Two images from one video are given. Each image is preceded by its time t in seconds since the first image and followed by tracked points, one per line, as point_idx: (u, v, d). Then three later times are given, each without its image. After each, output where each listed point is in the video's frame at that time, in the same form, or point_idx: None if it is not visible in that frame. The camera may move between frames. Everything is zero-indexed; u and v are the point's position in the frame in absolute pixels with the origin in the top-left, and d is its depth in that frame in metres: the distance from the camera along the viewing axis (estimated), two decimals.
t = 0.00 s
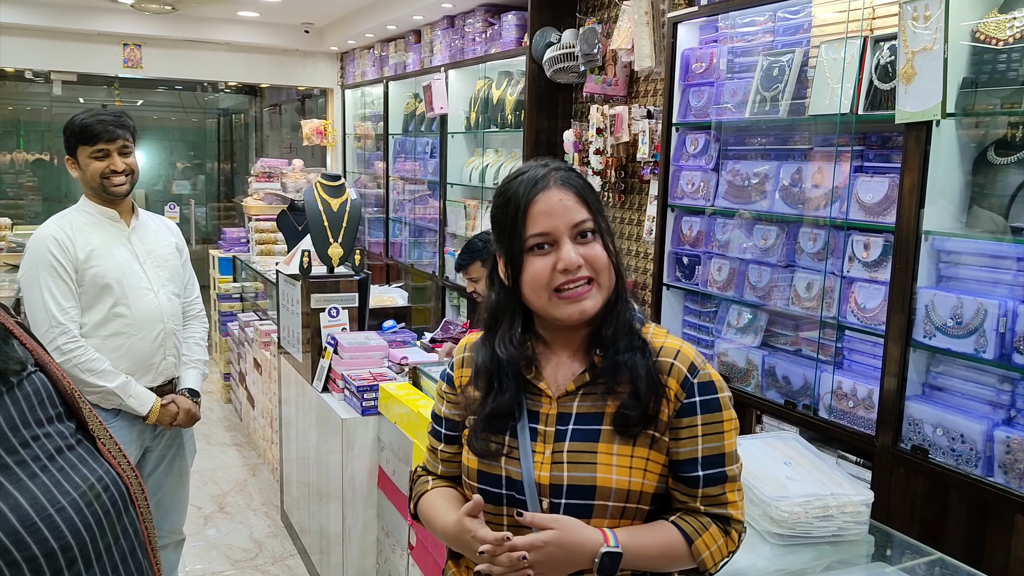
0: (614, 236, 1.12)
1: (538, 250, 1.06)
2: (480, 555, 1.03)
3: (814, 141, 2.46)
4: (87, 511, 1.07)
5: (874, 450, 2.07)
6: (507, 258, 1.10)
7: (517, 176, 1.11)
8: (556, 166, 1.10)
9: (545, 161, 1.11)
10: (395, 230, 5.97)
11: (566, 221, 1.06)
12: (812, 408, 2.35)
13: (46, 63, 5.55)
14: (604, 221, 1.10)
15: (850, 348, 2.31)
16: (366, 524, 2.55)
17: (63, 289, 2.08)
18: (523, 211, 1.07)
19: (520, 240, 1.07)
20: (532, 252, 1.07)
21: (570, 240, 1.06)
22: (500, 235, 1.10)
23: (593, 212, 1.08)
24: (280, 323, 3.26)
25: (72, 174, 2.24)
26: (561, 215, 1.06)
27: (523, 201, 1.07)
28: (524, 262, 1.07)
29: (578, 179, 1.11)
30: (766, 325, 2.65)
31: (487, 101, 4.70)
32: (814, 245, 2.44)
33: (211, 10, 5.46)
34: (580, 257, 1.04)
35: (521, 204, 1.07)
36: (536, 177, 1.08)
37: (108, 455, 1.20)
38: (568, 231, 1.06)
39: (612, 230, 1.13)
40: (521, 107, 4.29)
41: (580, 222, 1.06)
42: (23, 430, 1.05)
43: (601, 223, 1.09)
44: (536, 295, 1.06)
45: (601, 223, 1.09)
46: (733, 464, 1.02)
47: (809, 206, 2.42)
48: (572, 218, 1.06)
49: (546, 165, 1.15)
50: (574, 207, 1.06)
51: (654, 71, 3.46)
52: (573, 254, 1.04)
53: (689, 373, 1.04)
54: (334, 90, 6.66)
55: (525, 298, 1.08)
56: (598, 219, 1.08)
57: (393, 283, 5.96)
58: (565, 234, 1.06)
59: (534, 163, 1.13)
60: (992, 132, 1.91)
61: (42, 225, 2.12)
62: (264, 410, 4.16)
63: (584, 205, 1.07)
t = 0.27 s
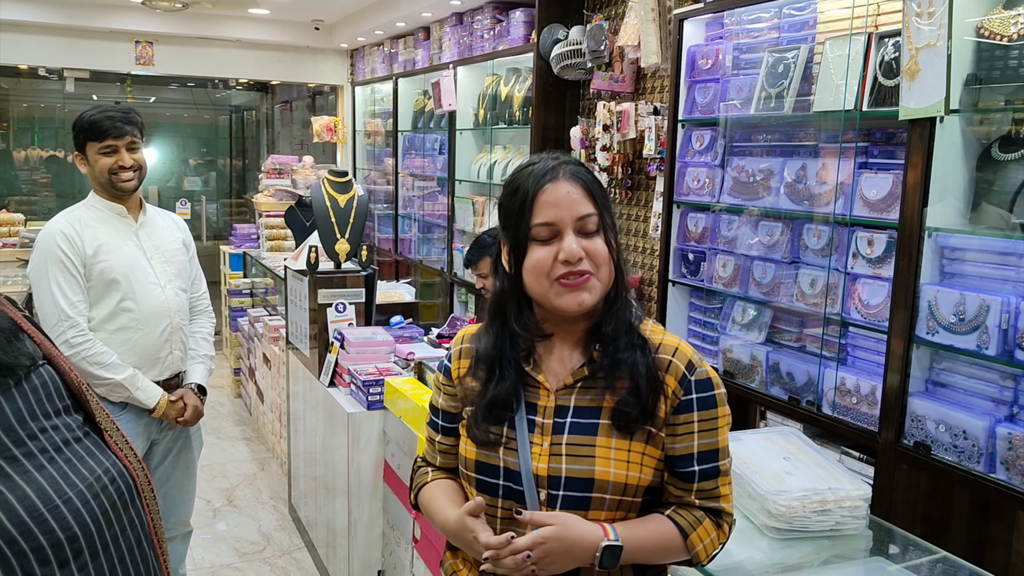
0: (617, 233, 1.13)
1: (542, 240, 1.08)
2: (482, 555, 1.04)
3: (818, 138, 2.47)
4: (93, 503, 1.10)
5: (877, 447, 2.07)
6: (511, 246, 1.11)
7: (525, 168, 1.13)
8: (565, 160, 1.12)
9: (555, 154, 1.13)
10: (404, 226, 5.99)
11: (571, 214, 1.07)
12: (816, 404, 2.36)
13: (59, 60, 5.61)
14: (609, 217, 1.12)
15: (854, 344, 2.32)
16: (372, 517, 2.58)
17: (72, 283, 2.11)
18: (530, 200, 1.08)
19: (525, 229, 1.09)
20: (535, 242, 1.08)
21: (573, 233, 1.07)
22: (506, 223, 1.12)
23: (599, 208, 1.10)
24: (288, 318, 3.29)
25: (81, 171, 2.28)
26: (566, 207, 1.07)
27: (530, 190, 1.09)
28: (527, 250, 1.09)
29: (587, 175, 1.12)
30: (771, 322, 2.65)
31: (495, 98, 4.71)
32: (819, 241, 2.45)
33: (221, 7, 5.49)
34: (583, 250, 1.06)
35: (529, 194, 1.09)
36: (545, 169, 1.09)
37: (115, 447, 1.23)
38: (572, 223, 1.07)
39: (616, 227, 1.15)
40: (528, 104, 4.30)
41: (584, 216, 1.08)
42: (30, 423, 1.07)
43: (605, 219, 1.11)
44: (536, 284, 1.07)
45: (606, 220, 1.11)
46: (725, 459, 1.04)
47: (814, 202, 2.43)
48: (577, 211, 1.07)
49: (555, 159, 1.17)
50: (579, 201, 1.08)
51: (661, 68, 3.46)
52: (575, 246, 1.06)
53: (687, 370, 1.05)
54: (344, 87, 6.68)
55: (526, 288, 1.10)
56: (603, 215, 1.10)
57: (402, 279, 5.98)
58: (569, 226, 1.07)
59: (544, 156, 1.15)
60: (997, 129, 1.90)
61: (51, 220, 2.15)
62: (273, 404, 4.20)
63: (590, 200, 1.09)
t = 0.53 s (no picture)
0: (631, 230, 1.14)
1: (553, 233, 1.10)
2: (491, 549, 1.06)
3: (839, 135, 2.45)
4: (116, 495, 1.13)
5: (896, 447, 2.05)
6: (524, 237, 1.13)
7: (542, 162, 1.15)
8: (581, 156, 1.13)
9: (572, 150, 1.14)
10: (427, 225, 6.02)
11: (582, 208, 1.08)
12: (835, 403, 2.35)
13: (89, 61, 5.72)
14: (623, 213, 1.13)
15: (874, 343, 2.30)
16: (392, 512, 2.62)
17: (97, 279, 2.16)
18: (543, 193, 1.10)
19: (537, 220, 1.11)
20: (547, 233, 1.10)
21: (584, 226, 1.09)
22: (520, 214, 1.14)
23: (613, 204, 1.11)
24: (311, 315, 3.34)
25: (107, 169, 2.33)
26: (579, 201, 1.09)
27: (544, 183, 1.11)
28: (538, 242, 1.11)
29: (602, 170, 1.13)
30: (790, 320, 2.64)
31: (517, 96, 4.72)
32: (839, 239, 2.43)
33: (247, 7, 5.57)
34: (592, 243, 1.07)
35: (542, 187, 1.11)
36: (561, 163, 1.11)
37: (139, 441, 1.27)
38: (583, 217, 1.09)
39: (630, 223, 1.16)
40: (550, 102, 4.31)
41: (597, 210, 1.09)
42: (56, 416, 1.11)
43: (619, 215, 1.12)
44: (546, 275, 1.10)
45: (619, 216, 1.12)
46: (736, 456, 1.05)
47: (833, 199, 2.42)
48: (589, 205, 1.09)
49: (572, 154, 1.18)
50: (593, 196, 1.09)
51: (682, 65, 3.45)
52: (585, 239, 1.07)
53: (697, 367, 1.06)
54: (369, 86, 6.73)
55: (536, 280, 1.12)
56: (616, 211, 1.11)
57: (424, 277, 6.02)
58: (580, 219, 1.08)
59: (562, 151, 1.16)
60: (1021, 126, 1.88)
61: (78, 218, 2.21)
62: (296, 400, 4.25)
63: (604, 195, 1.10)
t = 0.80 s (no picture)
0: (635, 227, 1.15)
1: (557, 219, 1.11)
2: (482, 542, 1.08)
3: (844, 133, 2.42)
4: (122, 487, 1.15)
5: (899, 443, 2.06)
6: (529, 222, 1.15)
7: (554, 153, 1.16)
8: (595, 149, 1.14)
9: (586, 143, 1.16)
10: (434, 222, 6.04)
11: (588, 199, 1.10)
12: (838, 400, 2.35)
13: (100, 58, 5.77)
14: (629, 210, 1.13)
15: (878, 340, 2.31)
16: (396, 507, 2.64)
17: (105, 275, 2.19)
18: (553, 179, 1.11)
19: (544, 206, 1.12)
20: (552, 219, 1.11)
21: (588, 216, 1.10)
22: (527, 199, 1.15)
23: (620, 199, 1.12)
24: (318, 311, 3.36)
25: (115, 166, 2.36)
26: (586, 191, 1.10)
27: (554, 171, 1.12)
28: (542, 227, 1.12)
29: (613, 165, 1.14)
30: (794, 317, 2.64)
31: (524, 94, 4.73)
32: (842, 236, 2.44)
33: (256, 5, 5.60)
34: (594, 234, 1.08)
35: (552, 174, 1.12)
36: (574, 154, 1.12)
37: (143, 434, 1.29)
38: (588, 208, 1.10)
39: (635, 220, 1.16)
40: (556, 99, 4.32)
41: (603, 203, 1.10)
42: (62, 410, 1.13)
43: (625, 210, 1.13)
44: (545, 261, 1.11)
45: (626, 212, 1.13)
46: (730, 449, 1.06)
47: (836, 196, 2.42)
48: (596, 197, 1.10)
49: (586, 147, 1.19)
50: (601, 188, 1.10)
51: (687, 63, 3.45)
52: (587, 229, 1.08)
53: (690, 358, 1.07)
54: (377, 83, 6.75)
55: (536, 266, 1.13)
56: (622, 205, 1.12)
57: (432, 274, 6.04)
58: (584, 209, 1.09)
59: (574, 144, 1.18)
60: None
61: (85, 214, 2.23)
62: (303, 396, 4.28)
63: (612, 189, 1.11)
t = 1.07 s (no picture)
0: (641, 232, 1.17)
1: (571, 215, 1.11)
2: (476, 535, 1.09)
3: (846, 134, 2.45)
4: (125, 483, 1.17)
5: (900, 446, 2.06)
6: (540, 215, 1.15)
7: (569, 151, 1.17)
8: (612, 153, 1.16)
9: (604, 146, 1.17)
10: (440, 222, 6.05)
11: (605, 198, 1.10)
12: (840, 402, 2.36)
13: (109, 58, 5.80)
14: (638, 214, 1.15)
15: (880, 343, 2.31)
16: (399, 506, 2.65)
17: (111, 273, 2.21)
18: (572, 174, 1.12)
19: (559, 199, 1.12)
20: (566, 214, 1.11)
21: (603, 215, 1.10)
22: (541, 193, 1.15)
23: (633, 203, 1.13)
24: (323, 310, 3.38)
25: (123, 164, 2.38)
26: (603, 191, 1.11)
27: (572, 168, 1.12)
28: (553, 221, 1.12)
29: (628, 170, 1.16)
30: (797, 319, 2.64)
31: (530, 95, 4.74)
32: (845, 239, 2.44)
33: (264, 5, 5.63)
34: (608, 233, 1.09)
35: (569, 170, 1.13)
36: (593, 154, 1.13)
37: (148, 430, 1.30)
38: (603, 207, 1.10)
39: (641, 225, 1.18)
40: (562, 101, 4.33)
41: (617, 205, 1.11)
42: (68, 405, 1.15)
43: (635, 214, 1.14)
44: (555, 255, 1.11)
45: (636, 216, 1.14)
46: (724, 448, 1.07)
47: (839, 199, 2.43)
48: (612, 198, 1.11)
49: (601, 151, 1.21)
50: (617, 190, 1.12)
51: (693, 65, 3.46)
52: (601, 227, 1.09)
53: (686, 357, 1.08)
54: (383, 84, 6.77)
55: (545, 260, 1.14)
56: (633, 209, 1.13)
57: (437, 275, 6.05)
58: (599, 208, 1.10)
59: (589, 145, 1.19)
60: None
61: (93, 213, 2.25)
62: (308, 395, 4.31)
63: (627, 192, 1.12)
